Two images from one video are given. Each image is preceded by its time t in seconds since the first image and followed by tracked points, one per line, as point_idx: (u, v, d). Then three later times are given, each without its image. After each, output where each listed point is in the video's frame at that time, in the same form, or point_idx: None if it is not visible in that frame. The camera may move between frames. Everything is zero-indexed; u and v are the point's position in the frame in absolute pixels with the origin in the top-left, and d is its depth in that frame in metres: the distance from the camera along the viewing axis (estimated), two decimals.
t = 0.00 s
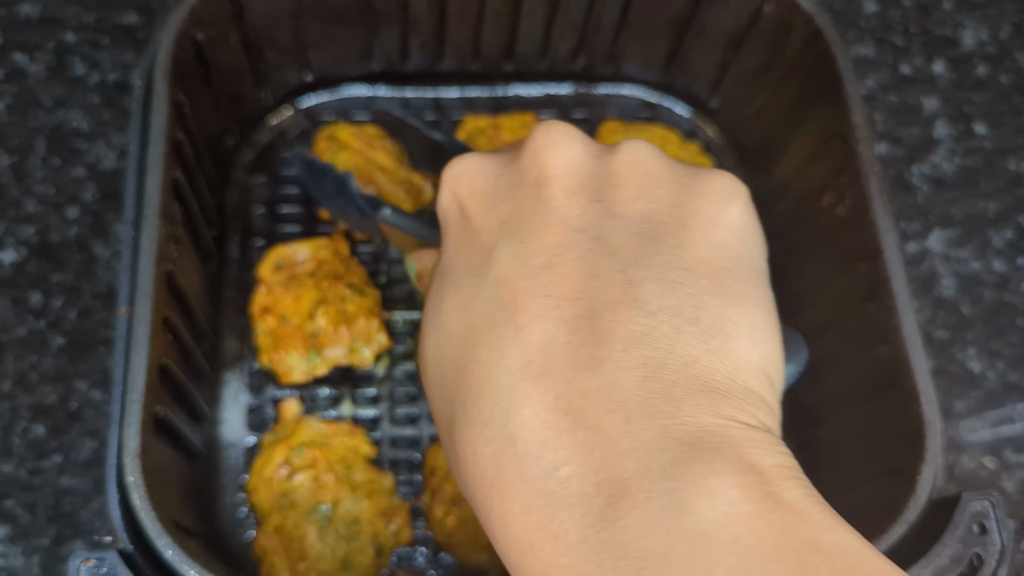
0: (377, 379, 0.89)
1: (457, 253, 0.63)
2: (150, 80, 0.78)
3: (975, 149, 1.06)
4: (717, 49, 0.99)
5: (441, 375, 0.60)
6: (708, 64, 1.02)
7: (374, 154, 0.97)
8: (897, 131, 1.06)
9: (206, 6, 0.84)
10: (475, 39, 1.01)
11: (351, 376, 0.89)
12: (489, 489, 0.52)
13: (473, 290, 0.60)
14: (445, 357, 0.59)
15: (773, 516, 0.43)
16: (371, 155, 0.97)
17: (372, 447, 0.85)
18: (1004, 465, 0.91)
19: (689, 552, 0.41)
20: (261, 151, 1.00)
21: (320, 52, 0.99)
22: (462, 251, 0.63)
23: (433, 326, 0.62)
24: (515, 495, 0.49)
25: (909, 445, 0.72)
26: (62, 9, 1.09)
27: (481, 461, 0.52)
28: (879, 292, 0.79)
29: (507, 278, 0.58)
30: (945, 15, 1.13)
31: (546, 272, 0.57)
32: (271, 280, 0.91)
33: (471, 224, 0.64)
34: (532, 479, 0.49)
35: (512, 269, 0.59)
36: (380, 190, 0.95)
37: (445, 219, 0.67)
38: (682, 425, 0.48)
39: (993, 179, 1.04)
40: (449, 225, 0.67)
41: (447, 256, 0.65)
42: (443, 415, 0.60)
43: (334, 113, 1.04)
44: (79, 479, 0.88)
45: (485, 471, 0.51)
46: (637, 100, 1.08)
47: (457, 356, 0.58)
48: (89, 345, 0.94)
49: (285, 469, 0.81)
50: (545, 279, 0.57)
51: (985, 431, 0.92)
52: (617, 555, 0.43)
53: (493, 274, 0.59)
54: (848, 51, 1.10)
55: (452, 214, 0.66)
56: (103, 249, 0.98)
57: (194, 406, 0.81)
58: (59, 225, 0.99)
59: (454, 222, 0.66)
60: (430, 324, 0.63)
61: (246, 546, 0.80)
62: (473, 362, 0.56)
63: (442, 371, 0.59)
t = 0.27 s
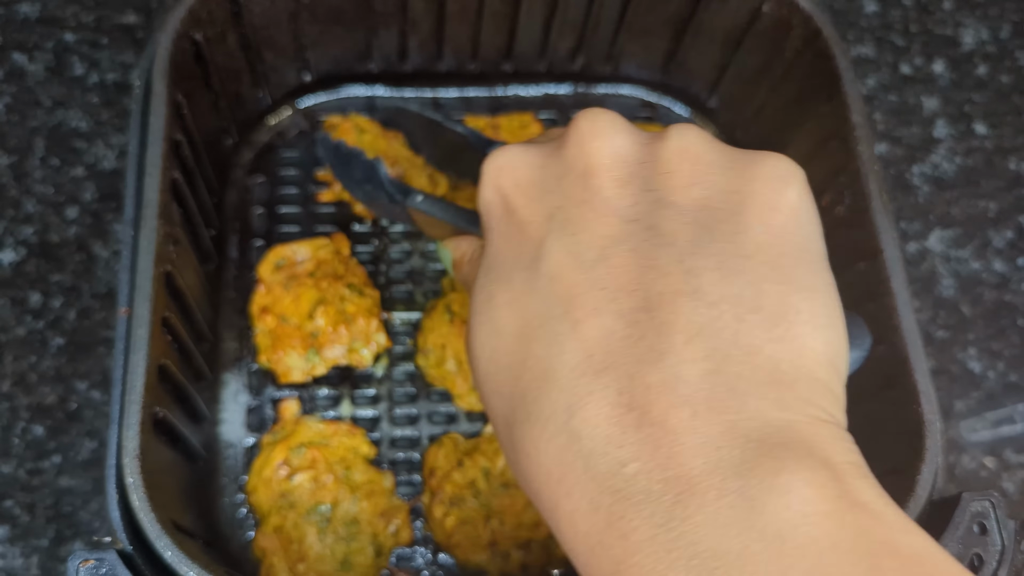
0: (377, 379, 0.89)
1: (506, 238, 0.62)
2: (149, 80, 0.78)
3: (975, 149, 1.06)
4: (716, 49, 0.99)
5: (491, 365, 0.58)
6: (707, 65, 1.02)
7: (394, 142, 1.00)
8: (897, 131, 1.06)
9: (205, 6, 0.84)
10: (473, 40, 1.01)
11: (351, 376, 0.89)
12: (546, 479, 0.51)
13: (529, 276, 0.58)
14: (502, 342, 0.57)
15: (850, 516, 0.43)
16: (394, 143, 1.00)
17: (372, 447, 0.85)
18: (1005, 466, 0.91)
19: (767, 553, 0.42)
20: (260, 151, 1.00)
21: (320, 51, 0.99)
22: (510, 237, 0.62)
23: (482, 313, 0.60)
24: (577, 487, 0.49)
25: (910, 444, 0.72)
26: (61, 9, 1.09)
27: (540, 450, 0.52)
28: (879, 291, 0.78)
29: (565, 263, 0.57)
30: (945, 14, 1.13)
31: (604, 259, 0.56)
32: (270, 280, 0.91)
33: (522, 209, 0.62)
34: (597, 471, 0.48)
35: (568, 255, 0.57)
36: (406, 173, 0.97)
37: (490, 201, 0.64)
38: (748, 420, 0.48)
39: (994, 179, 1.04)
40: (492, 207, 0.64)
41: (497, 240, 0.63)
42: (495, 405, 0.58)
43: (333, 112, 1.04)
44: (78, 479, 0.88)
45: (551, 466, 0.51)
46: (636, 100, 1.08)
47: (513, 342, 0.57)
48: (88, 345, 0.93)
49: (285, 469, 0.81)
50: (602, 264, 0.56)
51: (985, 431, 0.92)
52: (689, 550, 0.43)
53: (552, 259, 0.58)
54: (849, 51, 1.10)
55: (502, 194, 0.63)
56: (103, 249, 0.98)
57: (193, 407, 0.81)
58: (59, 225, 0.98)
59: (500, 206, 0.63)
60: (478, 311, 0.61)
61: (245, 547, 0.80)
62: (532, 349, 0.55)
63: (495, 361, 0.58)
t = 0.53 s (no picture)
0: (377, 379, 0.89)
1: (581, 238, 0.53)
2: (149, 80, 0.77)
3: (976, 149, 1.06)
4: (716, 49, 0.99)
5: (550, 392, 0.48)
6: (707, 66, 1.02)
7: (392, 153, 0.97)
8: (897, 131, 1.06)
9: (204, 6, 0.84)
10: (473, 40, 1.01)
11: (351, 377, 0.89)
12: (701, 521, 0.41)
13: (632, 278, 0.51)
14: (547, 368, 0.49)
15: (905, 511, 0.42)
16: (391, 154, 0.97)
17: (372, 447, 0.85)
18: (1005, 466, 0.91)
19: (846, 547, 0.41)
20: (259, 152, 1.00)
21: (320, 51, 0.99)
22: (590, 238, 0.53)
23: (539, 328, 0.51)
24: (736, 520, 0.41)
25: (909, 445, 0.72)
26: (61, 9, 1.09)
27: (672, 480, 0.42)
28: (879, 292, 0.78)
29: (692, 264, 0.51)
30: (945, 14, 1.13)
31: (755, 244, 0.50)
32: (269, 280, 0.91)
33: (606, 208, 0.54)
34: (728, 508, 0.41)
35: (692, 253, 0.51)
36: (401, 186, 0.96)
37: (484, 221, 0.58)
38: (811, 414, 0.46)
39: (994, 179, 1.04)
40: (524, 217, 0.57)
41: (500, 260, 0.56)
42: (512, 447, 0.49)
43: (333, 112, 1.04)
44: (78, 480, 0.88)
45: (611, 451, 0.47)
46: (636, 100, 1.08)
47: (611, 364, 0.48)
48: (88, 345, 0.93)
49: (285, 470, 0.81)
50: (756, 253, 0.50)
51: (986, 431, 0.92)
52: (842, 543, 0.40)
53: (681, 256, 0.51)
54: (849, 51, 1.10)
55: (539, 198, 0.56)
56: (103, 249, 0.98)
57: (193, 407, 0.81)
58: (58, 225, 0.98)
59: (561, 204, 0.55)
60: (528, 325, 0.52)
61: (246, 548, 0.80)
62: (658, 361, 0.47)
63: (559, 385, 0.48)
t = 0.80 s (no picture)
0: (377, 379, 0.89)
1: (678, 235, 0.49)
2: (148, 80, 0.77)
3: (977, 148, 1.06)
4: (716, 50, 0.99)
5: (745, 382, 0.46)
6: (707, 66, 1.02)
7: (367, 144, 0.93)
8: (898, 131, 1.06)
9: (203, 6, 0.83)
10: (473, 40, 1.01)
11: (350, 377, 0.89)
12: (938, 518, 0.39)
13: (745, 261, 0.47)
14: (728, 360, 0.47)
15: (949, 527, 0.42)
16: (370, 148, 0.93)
17: (372, 447, 0.85)
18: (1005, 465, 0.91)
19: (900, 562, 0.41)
20: (259, 152, 0.99)
21: (319, 51, 0.99)
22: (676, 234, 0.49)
23: (694, 327, 0.48)
24: (896, 518, 0.40)
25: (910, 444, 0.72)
26: (60, 8, 1.09)
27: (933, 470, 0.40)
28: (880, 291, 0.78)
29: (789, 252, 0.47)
30: (946, 14, 1.13)
31: (843, 215, 0.46)
32: (270, 280, 0.90)
33: (741, 170, 0.47)
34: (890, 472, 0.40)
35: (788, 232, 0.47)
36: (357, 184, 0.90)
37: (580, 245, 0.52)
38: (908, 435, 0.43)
39: (995, 179, 1.04)
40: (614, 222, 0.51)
41: (621, 272, 0.51)
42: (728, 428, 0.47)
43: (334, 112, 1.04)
44: (77, 480, 0.88)
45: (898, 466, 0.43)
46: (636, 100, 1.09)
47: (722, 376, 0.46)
48: (87, 345, 0.93)
49: (285, 469, 0.81)
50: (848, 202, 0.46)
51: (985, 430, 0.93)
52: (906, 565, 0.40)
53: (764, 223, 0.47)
54: (850, 50, 1.09)
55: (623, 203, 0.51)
56: (102, 249, 0.98)
57: (193, 407, 0.80)
58: (58, 224, 0.98)
59: (650, 204, 0.49)
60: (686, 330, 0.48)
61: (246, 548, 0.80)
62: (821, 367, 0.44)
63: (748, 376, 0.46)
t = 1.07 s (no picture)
0: (376, 380, 0.89)
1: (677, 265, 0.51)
2: (146, 82, 0.77)
3: (977, 148, 1.05)
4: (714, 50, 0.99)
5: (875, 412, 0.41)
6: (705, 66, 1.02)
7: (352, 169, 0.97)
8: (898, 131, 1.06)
9: (200, 8, 0.83)
10: (470, 41, 1.01)
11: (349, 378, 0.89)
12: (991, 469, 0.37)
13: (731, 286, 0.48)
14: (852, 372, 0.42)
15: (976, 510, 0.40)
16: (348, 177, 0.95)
17: (371, 449, 0.85)
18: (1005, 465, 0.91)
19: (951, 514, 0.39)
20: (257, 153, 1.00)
21: (317, 52, 0.99)
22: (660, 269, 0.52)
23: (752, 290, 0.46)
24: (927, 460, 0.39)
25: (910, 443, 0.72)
26: (60, 8, 1.08)
27: (980, 429, 0.38)
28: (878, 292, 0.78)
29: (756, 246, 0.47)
30: (947, 13, 1.12)
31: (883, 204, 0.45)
32: (268, 282, 0.90)
33: (639, 220, 0.53)
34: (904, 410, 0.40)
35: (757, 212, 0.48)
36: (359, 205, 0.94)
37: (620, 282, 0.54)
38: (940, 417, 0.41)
39: (996, 179, 1.04)
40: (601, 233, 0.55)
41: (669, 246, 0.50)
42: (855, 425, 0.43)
43: (331, 112, 1.04)
44: (77, 480, 0.88)
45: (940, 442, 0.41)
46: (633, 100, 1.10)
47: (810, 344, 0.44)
48: (87, 345, 0.93)
49: (284, 471, 0.81)
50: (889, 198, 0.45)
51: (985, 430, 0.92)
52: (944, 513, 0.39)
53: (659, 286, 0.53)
54: (849, 50, 1.09)
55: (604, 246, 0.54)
56: (102, 249, 0.98)
57: (193, 408, 0.80)
58: (58, 224, 0.98)
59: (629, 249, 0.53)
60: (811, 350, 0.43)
61: (246, 549, 0.80)
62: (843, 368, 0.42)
63: (870, 418, 0.42)
